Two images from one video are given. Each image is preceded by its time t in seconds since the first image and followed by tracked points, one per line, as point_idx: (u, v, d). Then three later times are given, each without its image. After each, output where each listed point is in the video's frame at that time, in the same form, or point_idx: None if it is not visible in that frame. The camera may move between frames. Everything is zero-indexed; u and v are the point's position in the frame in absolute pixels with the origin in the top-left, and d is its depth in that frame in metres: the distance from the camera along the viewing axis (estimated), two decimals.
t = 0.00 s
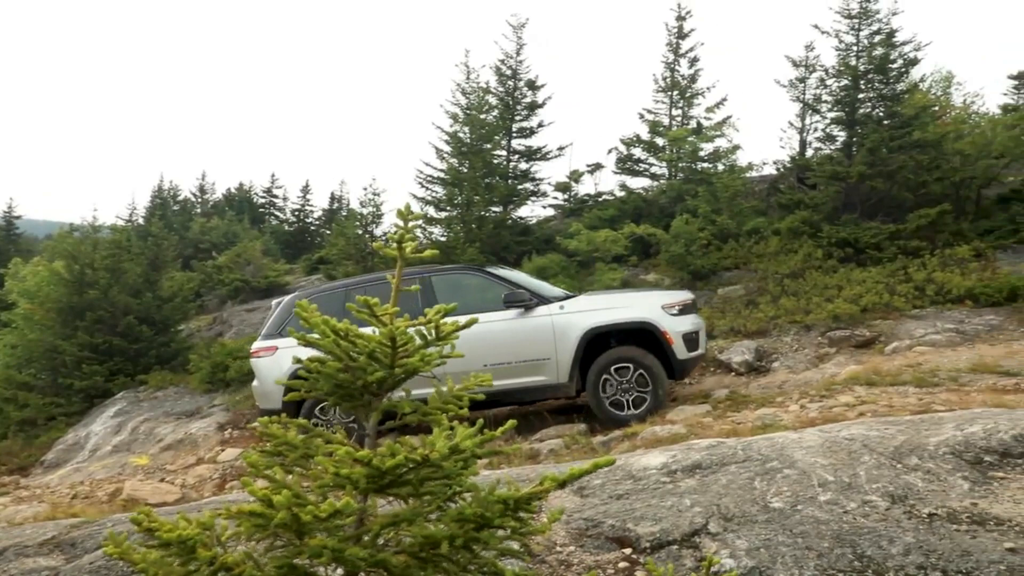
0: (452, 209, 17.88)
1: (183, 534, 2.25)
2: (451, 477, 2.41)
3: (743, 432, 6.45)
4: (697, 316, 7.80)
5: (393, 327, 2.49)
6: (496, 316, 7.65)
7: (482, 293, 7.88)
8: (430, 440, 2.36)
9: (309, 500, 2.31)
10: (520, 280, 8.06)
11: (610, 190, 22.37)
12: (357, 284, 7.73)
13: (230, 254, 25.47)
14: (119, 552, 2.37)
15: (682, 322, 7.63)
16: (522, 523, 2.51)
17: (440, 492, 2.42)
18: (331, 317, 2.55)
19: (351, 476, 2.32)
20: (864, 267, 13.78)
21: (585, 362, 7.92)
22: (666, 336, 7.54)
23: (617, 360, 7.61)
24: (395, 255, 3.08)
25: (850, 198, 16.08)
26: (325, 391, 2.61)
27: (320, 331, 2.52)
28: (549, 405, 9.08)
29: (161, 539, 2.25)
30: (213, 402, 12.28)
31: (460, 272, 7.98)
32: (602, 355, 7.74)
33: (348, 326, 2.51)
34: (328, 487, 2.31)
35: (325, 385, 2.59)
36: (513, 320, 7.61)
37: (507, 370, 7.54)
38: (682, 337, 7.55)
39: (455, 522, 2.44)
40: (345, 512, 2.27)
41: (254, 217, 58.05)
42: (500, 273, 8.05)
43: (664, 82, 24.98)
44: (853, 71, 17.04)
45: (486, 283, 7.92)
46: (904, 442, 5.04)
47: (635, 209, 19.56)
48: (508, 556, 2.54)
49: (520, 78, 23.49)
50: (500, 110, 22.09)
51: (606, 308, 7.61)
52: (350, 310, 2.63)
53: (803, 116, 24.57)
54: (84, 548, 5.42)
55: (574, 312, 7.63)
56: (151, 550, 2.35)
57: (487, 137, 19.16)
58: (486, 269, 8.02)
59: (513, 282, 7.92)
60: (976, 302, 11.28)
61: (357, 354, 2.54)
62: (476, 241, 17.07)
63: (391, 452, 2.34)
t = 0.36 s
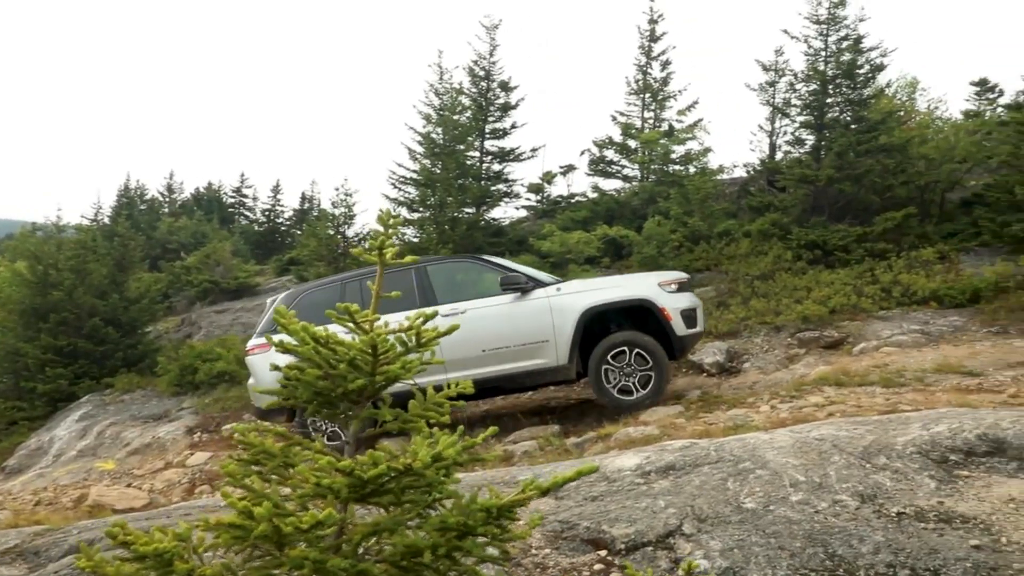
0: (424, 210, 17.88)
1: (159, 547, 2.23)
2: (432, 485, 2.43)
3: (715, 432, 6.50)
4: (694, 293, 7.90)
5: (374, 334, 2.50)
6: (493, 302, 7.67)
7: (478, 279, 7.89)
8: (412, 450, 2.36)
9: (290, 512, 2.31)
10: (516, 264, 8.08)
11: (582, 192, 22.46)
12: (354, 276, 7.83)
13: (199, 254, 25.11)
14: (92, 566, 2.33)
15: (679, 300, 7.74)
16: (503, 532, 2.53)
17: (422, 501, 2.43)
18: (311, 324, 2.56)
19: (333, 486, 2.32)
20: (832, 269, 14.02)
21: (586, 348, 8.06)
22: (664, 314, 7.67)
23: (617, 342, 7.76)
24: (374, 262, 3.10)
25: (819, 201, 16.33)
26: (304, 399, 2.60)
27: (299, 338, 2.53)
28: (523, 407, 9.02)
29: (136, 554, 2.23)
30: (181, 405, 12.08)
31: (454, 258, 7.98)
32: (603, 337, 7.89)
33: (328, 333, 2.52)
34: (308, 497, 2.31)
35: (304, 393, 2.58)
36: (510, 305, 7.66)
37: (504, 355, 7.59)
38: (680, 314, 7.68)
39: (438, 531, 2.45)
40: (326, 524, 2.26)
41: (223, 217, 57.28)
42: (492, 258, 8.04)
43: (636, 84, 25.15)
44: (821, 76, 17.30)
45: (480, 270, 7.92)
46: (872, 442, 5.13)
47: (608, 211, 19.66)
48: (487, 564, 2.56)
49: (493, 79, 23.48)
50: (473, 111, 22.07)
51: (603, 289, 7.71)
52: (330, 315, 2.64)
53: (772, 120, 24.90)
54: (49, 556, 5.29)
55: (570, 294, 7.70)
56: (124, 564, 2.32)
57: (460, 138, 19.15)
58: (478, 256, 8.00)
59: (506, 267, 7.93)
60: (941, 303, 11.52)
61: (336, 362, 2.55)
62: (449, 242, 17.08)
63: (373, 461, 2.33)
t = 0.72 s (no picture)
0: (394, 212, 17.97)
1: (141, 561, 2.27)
2: (415, 495, 2.49)
3: (683, 433, 6.58)
4: (693, 295, 7.93)
5: (356, 344, 2.57)
6: (492, 302, 7.70)
7: (477, 280, 7.91)
8: (396, 462, 2.42)
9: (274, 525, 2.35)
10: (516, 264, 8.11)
11: (550, 193, 22.53)
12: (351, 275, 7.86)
13: (161, 254, 24.62)
14: None
15: (679, 302, 7.76)
16: (485, 543, 2.60)
17: (404, 512, 2.49)
18: (292, 334, 2.62)
19: (316, 497, 2.38)
20: (795, 271, 14.27)
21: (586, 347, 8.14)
22: (665, 316, 7.70)
23: (618, 343, 7.81)
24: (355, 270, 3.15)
25: (783, 204, 16.59)
26: (284, 409, 2.66)
27: (279, 347, 2.58)
28: (492, 409, 9.00)
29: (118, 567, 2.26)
30: (143, 408, 11.83)
31: (453, 258, 8.00)
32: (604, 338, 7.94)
33: (309, 345, 2.57)
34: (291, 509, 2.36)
35: (285, 403, 2.64)
36: (509, 305, 7.70)
37: (501, 357, 7.64)
38: (680, 316, 7.71)
39: (421, 542, 2.52)
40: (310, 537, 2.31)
41: (186, 216, 56.22)
42: (492, 258, 8.07)
43: (604, 87, 25.28)
44: (786, 81, 17.59)
45: (478, 270, 7.94)
46: (837, 442, 5.22)
47: (576, 212, 19.74)
48: (469, 571, 2.64)
49: (462, 79, 23.42)
50: (442, 111, 22.00)
51: (602, 291, 7.75)
52: (312, 325, 2.70)
53: (737, 123, 25.22)
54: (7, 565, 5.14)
55: (570, 295, 7.74)
56: None
57: (429, 138, 19.09)
58: (477, 255, 8.02)
59: (505, 267, 7.96)
60: (901, 305, 11.79)
61: (318, 372, 2.61)
62: (417, 243, 17.10)
63: (357, 473, 2.39)
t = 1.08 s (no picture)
0: (363, 212, 17.77)
1: None
2: (398, 507, 2.52)
3: (654, 435, 6.63)
4: (691, 291, 7.85)
5: (338, 356, 2.59)
6: (489, 299, 7.64)
7: (472, 276, 7.86)
8: (379, 475, 2.45)
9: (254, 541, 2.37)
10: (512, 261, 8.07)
11: (521, 196, 22.57)
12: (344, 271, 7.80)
13: (125, 255, 24.16)
14: None
15: (677, 298, 7.68)
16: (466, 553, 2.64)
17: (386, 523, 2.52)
18: (272, 345, 2.64)
19: (299, 511, 2.41)
20: (763, 274, 14.48)
21: (585, 345, 8.07)
22: (663, 312, 7.60)
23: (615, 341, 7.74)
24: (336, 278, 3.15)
25: (751, 208, 16.82)
26: (264, 420, 2.67)
27: (260, 357, 2.61)
28: (462, 411, 8.98)
29: None
30: (106, 412, 11.59)
31: (448, 254, 7.95)
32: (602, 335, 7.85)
33: (290, 356, 2.59)
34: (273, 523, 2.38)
35: (265, 415, 2.66)
36: (506, 302, 7.63)
37: (498, 353, 7.57)
38: (678, 312, 7.62)
39: (403, 553, 2.55)
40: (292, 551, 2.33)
41: (151, 215, 55.20)
42: (487, 255, 8.02)
43: (575, 90, 25.40)
44: (754, 87, 17.85)
45: (475, 266, 7.89)
46: (805, 444, 5.31)
47: (547, 215, 19.78)
48: None
49: (433, 80, 23.36)
50: (413, 113, 21.92)
51: (600, 286, 7.67)
52: (293, 335, 2.72)
53: (706, 127, 25.52)
54: None
55: (568, 290, 7.67)
56: None
57: (400, 139, 19.02)
58: (473, 252, 7.97)
59: (502, 263, 7.91)
60: (866, 308, 12.03)
61: (299, 383, 2.63)
62: (388, 245, 16.97)
63: (341, 486, 2.42)
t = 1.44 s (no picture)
0: (334, 213, 17.61)
1: None
2: (378, 521, 2.51)
3: (627, 438, 6.67)
4: (703, 293, 7.76)
5: (317, 369, 2.57)
6: (502, 302, 7.46)
7: (484, 278, 7.67)
8: (360, 490, 2.43)
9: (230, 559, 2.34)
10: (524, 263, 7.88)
11: (494, 198, 22.56)
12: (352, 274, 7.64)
13: (90, 255, 23.67)
14: None
15: (691, 300, 7.58)
16: (446, 566, 2.64)
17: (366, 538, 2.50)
18: (247, 356, 2.61)
19: (278, 526, 2.38)
20: (734, 277, 14.65)
21: (597, 347, 7.94)
22: (678, 314, 7.48)
23: (630, 343, 7.60)
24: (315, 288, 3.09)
25: (722, 211, 17.00)
26: (240, 432, 2.64)
27: (237, 370, 2.61)
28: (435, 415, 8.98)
29: None
30: (69, 416, 11.35)
31: (459, 256, 7.76)
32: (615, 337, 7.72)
33: (266, 369, 2.57)
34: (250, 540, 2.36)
35: (241, 427, 2.63)
36: (520, 305, 7.45)
37: (512, 358, 7.38)
38: (693, 314, 7.51)
39: (384, 567, 2.54)
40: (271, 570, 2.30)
41: (117, 214, 54.18)
42: (499, 257, 7.84)
43: (548, 93, 25.48)
44: (725, 92, 18.05)
45: (487, 268, 7.69)
46: (776, 446, 5.37)
47: (519, 217, 19.81)
48: None
49: (406, 81, 23.25)
50: (386, 114, 21.81)
51: (614, 289, 7.52)
52: (271, 346, 2.69)
53: (677, 131, 25.74)
54: None
55: (582, 293, 7.51)
56: None
57: (372, 141, 18.90)
58: (484, 253, 7.78)
59: (514, 265, 7.73)
60: (833, 311, 12.23)
61: (276, 397, 2.60)
62: (359, 246, 16.86)
63: (320, 502, 2.40)
